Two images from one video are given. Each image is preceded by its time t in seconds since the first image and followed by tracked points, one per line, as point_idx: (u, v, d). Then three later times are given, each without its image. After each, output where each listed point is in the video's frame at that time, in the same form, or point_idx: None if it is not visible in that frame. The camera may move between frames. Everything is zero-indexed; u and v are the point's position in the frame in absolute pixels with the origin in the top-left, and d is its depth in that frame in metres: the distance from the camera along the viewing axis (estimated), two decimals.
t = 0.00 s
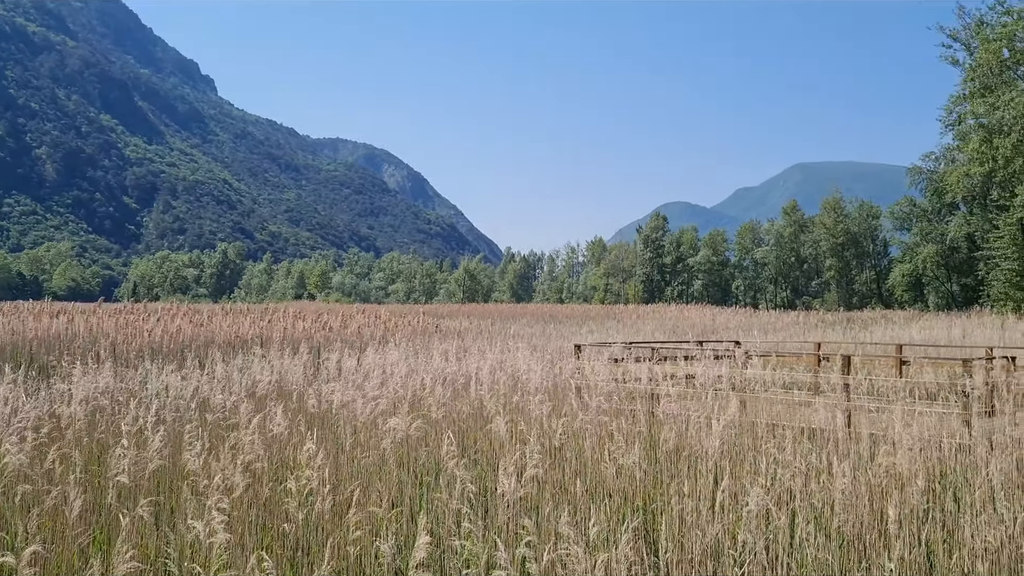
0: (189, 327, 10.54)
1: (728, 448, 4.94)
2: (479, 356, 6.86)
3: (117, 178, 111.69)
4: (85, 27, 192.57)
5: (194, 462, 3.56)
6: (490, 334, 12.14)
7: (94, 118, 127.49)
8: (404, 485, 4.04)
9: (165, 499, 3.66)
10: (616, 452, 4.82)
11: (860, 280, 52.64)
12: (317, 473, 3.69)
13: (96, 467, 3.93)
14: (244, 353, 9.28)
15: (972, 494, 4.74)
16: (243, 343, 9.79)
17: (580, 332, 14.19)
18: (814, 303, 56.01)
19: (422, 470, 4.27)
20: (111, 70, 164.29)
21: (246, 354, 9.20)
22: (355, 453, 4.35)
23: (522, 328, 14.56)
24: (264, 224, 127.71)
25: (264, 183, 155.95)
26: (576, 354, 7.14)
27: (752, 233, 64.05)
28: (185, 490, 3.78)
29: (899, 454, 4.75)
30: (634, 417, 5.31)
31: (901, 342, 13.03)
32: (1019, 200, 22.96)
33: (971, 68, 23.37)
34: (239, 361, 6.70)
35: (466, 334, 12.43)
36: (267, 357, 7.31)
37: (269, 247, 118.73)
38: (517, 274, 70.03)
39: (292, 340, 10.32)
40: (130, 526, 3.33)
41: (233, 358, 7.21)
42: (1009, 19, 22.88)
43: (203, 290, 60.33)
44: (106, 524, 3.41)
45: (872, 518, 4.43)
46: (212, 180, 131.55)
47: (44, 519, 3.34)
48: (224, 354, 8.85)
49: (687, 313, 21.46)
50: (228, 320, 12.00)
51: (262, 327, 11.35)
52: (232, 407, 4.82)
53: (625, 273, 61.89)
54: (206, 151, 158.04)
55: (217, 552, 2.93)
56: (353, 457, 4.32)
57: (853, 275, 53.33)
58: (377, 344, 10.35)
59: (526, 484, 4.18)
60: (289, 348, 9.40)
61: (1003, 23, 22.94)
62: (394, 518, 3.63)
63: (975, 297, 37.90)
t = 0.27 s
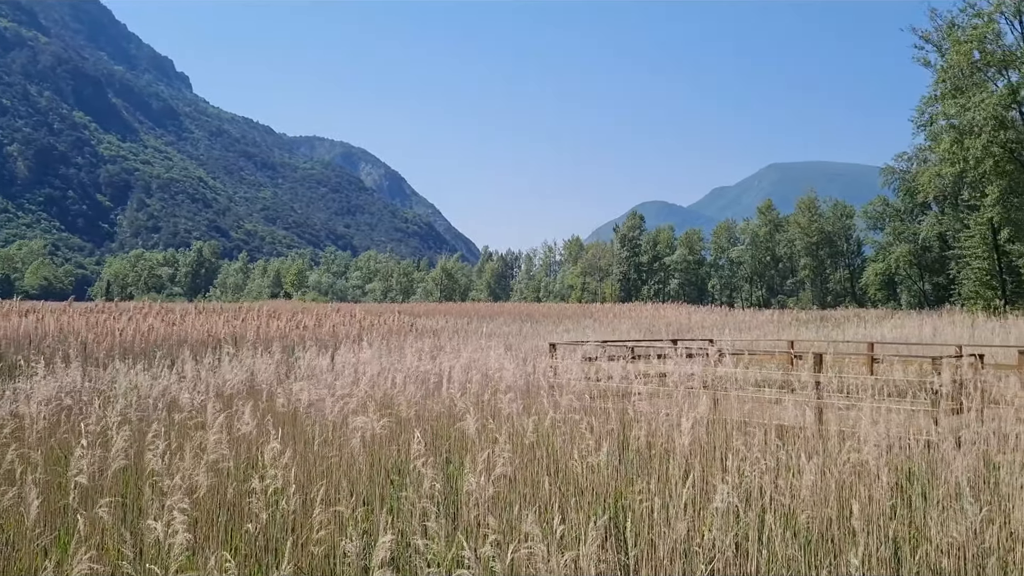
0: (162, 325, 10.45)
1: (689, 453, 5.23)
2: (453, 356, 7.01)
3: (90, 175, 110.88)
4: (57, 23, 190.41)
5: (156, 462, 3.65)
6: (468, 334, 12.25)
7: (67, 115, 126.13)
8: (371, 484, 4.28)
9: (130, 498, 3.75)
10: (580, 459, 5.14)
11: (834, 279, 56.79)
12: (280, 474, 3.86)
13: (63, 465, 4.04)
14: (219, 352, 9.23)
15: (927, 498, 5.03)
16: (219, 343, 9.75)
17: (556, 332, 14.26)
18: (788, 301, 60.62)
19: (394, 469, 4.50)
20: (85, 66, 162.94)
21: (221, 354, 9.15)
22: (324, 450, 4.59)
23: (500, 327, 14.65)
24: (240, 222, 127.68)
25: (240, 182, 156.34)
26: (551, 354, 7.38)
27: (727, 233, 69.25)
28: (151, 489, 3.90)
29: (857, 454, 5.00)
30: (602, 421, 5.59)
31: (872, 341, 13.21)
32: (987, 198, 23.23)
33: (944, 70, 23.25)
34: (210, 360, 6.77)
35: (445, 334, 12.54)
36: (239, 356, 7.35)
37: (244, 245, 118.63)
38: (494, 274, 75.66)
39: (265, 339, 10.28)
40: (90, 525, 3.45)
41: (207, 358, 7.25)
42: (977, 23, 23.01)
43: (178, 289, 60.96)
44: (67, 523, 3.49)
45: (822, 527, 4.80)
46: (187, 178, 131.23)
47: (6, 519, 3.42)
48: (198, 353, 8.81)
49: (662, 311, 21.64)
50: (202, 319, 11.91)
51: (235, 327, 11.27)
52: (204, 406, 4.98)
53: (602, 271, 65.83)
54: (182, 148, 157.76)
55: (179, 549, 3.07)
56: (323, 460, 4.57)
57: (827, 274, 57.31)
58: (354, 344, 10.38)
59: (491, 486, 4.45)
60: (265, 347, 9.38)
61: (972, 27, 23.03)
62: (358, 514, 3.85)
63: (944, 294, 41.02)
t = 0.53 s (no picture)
0: (131, 322, 10.39)
1: (653, 451, 5.53)
2: (421, 354, 7.27)
3: (60, 170, 110.15)
4: (26, 16, 188.01)
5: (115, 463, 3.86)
6: (440, 331, 12.38)
7: (37, 109, 124.65)
8: (327, 494, 4.85)
9: (86, 499, 3.98)
10: (546, 457, 5.54)
11: (806, 276, 59.55)
12: (244, 479, 4.38)
13: (22, 461, 4.17)
14: (189, 350, 9.26)
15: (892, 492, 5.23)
16: (189, 341, 9.76)
17: (530, 328, 14.38)
18: (761, 300, 63.72)
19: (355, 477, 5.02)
20: (54, 60, 161.45)
21: (190, 351, 9.17)
22: (286, 459, 5.14)
23: (474, 324, 14.80)
24: (213, 218, 127.76)
25: (212, 178, 157.02)
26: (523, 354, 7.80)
27: (702, 230, 70.55)
28: (112, 488, 4.18)
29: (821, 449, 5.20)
30: (571, 419, 5.96)
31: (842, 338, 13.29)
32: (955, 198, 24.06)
33: (914, 69, 23.59)
34: (180, 357, 6.93)
35: (419, 331, 12.71)
36: (207, 353, 7.46)
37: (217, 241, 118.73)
38: (470, 271, 77.83)
39: (238, 337, 10.30)
40: (46, 524, 3.63)
41: (178, 355, 7.38)
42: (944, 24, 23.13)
43: (150, 286, 61.54)
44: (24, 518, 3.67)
45: (786, 522, 5.08)
46: (159, 173, 131.04)
47: None
48: (167, 351, 8.85)
49: (636, 309, 21.91)
50: (172, 316, 11.87)
51: (206, 324, 11.28)
52: (168, 403, 5.30)
53: (577, 269, 67.63)
54: (154, 143, 157.52)
55: (134, 553, 3.35)
56: (291, 466, 5.08)
57: (800, 271, 59.71)
58: (325, 341, 10.45)
59: (452, 486, 4.96)
60: (235, 345, 9.39)
61: (940, 28, 23.09)
62: (315, 522, 4.28)
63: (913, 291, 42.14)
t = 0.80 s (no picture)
0: (77, 320, 10.23)
1: (606, 448, 5.65)
2: (371, 354, 7.40)
3: (5, 165, 108.11)
4: None
5: (56, 463, 3.87)
6: (393, 331, 12.42)
7: None
8: (277, 496, 5.01)
9: (28, 502, 3.98)
10: (500, 455, 5.68)
11: (760, 275, 61.11)
12: (189, 481, 4.46)
13: None
14: (134, 349, 9.15)
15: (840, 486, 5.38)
16: (136, 340, 9.68)
17: (485, 327, 14.69)
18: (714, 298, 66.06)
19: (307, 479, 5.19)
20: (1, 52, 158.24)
21: (136, 351, 9.07)
22: (239, 461, 5.30)
23: (429, 323, 15.12)
24: (165, 215, 126.81)
25: (164, 173, 156.23)
26: (478, 353, 8.01)
27: (658, 229, 72.48)
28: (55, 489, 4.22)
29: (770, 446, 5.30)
30: (525, 416, 6.09)
31: (792, 337, 13.50)
32: (903, 198, 25.44)
33: (864, 72, 24.47)
34: (129, 357, 6.94)
35: (373, 330, 12.90)
36: (156, 352, 7.48)
37: (170, 238, 117.98)
38: (426, 269, 80.86)
39: (189, 336, 10.27)
40: None
41: (124, 353, 7.38)
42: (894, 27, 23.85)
43: (99, 283, 60.93)
44: None
45: (736, 517, 5.23)
46: (109, 169, 129.65)
47: None
48: (114, 349, 8.75)
49: (592, 307, 22.20)
50: (119, 314, 11.74)
51: (155, 322, 11.18)
52: (114, 403, 5.34)
53: (534, 267, 68.91)
54: (104, 137, 155.52)
55: (74, 553, 3.38)
56: (242, 468, 5.26)
57: (754, 270, 61.15)
58: (276, 340, 10.43)
59: (402, 487, 5.07)
60: (185, 344, 9.34)
61: (889, 31, 23.90)
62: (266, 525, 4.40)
63: (862, 290, 43.47)
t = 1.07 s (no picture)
0: None
1: (544, 447, 5.67)
2: (309, 354, 7.38)
3: None
4: None
5: None
6: (329, 332, 12.50)
7: None
8: (210, 500, 4.94)
9: None
10: (438, 455, 5.66)
11: (695, 275, 62.29)
12: (115, 488, 4.37)
13: None
14: (61, 351, 9.06)
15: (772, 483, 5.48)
16: (62, 342, 9.59)
17: (423, 328, 15.38)
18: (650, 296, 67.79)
19: (241, 482, 5.12)
20: None
21: (64, 353, 8.97)
22: (171, 464, 5.21)
23: (365, 322, 15.63)
24: (94, 212, 125.21)
25: (93, 171, 154.93)
26: (414, 352, 8.07)
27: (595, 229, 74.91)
28: None
29: (705, 444, 5.36)
30: (463, 416, 6.09)
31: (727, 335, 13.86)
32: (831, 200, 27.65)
33: (795, 76, 26.83)
34: (56, 360, 6.82)
35: (310, 331, 13.07)
36: (83, 354, 7.37)
37: (98, 236, 116.75)
38: (363, 270, 85.21)
39: (118, 336, 10.31)
40: None
41: (50, 355, 7.25)
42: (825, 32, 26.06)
43: (24, 282, 60.45)
44: None
45: (672, 516, 5.28)
46: (36, 166, 127.56)
47: None
48: (39, 352, 8.64)
49: (531, 306, 22.55)
50: (44, 316, 11.60)
51: (82, 325, 11.12)
52: (39, 408, 5.21)
53: (472, 267, 70.17)
54: (31, 132, 152.10)
55: None
56: (174, 472, 5.17)
57: (690, 270, 62.60)
58: (209, 341, 10.43)
59: (338, 489, 5.02)
60: (114, 348, 9.29)
61: (819, 37, 25.96)
62: (196, 530, 4.33)
63: (794, 291, 45.02)
